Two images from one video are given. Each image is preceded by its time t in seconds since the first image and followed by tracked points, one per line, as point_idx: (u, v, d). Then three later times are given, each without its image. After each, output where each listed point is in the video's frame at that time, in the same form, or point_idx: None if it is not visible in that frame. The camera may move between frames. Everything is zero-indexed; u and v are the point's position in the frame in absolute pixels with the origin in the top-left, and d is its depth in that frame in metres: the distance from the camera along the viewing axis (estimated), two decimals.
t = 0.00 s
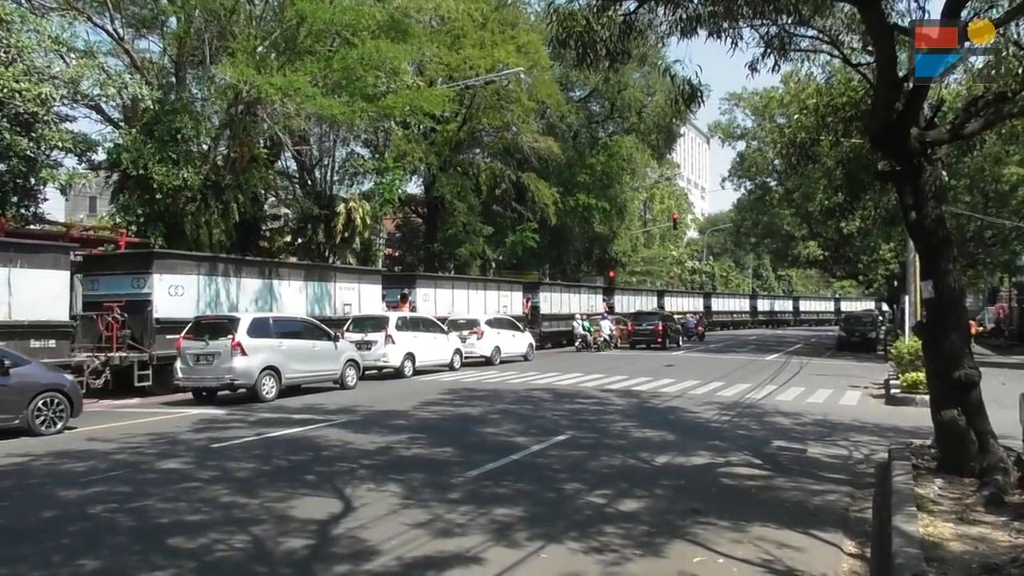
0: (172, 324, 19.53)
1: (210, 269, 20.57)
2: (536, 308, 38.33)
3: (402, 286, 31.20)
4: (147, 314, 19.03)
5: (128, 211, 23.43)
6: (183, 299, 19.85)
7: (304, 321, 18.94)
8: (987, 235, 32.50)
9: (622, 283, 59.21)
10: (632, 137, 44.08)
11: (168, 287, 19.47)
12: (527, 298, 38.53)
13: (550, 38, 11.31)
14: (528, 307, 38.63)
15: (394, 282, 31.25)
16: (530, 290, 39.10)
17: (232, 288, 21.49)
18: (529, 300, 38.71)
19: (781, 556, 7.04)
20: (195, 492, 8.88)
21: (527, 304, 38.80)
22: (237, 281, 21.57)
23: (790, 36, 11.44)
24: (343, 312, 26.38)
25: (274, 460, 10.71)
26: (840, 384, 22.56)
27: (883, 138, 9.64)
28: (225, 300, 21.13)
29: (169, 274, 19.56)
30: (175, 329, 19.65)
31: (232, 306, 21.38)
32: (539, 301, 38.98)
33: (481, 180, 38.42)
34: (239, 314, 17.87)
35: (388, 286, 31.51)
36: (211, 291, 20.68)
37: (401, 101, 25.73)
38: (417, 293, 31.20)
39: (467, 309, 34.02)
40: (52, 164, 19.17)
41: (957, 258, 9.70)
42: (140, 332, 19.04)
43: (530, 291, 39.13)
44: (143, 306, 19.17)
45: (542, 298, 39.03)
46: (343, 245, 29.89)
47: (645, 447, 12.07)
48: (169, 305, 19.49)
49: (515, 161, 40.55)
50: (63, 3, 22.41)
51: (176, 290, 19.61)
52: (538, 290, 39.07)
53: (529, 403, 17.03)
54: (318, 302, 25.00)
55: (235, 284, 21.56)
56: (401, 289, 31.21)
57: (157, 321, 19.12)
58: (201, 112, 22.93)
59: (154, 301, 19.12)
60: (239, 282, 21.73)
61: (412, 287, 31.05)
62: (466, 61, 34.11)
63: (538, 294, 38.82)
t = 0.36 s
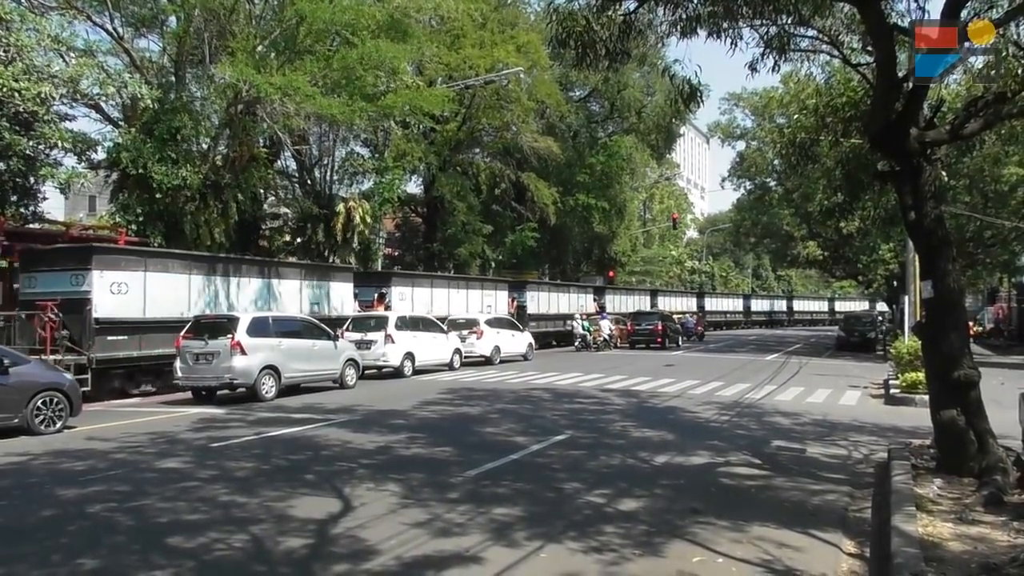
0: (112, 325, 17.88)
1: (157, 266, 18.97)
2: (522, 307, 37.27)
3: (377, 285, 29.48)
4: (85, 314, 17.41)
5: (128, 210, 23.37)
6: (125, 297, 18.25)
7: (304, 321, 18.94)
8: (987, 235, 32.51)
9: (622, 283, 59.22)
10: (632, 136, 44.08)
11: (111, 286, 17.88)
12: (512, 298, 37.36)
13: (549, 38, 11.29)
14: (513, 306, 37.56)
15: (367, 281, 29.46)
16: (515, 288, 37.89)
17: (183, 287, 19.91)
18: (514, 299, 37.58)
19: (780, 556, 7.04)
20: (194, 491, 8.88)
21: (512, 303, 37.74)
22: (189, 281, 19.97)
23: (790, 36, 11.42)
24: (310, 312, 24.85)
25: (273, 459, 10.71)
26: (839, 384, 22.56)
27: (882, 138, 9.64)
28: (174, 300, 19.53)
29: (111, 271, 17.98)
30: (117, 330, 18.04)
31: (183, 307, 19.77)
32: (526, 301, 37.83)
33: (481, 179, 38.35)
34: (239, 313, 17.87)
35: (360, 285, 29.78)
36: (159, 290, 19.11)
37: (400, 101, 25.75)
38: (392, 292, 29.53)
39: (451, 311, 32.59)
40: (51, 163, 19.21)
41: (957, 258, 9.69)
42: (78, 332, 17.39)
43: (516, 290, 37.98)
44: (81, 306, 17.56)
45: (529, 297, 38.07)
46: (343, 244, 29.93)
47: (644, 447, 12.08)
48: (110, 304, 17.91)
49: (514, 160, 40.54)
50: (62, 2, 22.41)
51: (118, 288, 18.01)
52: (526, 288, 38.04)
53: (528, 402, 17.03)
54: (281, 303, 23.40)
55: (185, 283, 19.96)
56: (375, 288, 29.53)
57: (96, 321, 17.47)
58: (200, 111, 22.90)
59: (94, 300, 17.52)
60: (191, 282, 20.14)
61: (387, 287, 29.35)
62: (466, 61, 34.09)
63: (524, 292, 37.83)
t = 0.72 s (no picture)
0: (42, 322, 16.54)
1: (93, 257, 17.62)
2: (505, 303, 36.32)
3: (347, 280, 27.20)
4: (11, 309, 16.10)
5: (125, 205, 23.32)
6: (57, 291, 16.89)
7: (301, 316, 18.93)
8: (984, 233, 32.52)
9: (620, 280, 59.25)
10: (631, 133, 44.05)
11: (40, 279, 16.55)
12: (494, 294, 36.23)
13: (548, 34, 11.27)
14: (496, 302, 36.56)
15: (335, 276, 27.15)
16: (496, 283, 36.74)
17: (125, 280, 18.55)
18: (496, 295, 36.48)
19: (776, 552, 7.05)
20: (191, 486, 8.87)
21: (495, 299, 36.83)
22: (131, 274, 18.61)
23: (789, 33, 11.41)
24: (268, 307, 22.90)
25: (270, 455, 10.71)
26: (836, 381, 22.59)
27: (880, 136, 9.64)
28: (114, 294, 18.14)
29: (41, 263, 16.64)
30: (46, 328, 16.65)
31: (125, 302, 18.40)
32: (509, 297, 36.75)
33: (479, 175, 38.29)
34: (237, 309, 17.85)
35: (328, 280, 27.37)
36: (97, 283, 17.74)
37: (398, 97, 25.75)
38: (363, 287, 27.20)
39: (431, 310, 31.24)
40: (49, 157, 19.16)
41: (955, 256, 9.69)
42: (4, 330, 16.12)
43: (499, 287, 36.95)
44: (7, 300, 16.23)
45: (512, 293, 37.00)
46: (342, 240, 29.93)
47: (641, 443, 12.08)
48: (41, 299, 16.59)
49: (512, 156, 40.50)
50: None
51: (48, 281, 16.67)
52: (509, 285, 37.04)
53: (525, 398, 17.02)
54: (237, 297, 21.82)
55: (127, 276, 18.58)
56: (346, 283, 27.17)
57: (22, 318, 16.17)
58: (198, 106, 22.87)
59: (21, 293, 16.20)
60: (134, 276, 18.80)
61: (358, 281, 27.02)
62: (464, 56, 34.03)
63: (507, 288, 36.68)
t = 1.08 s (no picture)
0: None
1: (19, 250, 16.21)
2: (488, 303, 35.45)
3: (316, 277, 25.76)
4: None
5: (124, 204, 23.31)
6: None
7: (299, 316, 18.93)
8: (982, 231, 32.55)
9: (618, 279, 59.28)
10: (629, 132, 44.05)
11: None
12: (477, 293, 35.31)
13: (547, 32, 11.24)
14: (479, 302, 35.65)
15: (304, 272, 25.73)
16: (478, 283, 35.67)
17: (59, 276, 17.13)
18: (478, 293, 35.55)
19: (774, 551, 7.05)
20: (189, 485, 8.87)
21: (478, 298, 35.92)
22: (66, 269, 17.20)
23: (788, 31, 11.41)
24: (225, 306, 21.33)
25: (269, 453, 10.71)
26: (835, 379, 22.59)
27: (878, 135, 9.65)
28: (44, 291, 16.70)
29: None
30: None
31: (58, 300, 16.95)
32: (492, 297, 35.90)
33: (478, 174, 38.29)
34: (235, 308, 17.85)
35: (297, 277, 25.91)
36: (24, 279, 16.33)
37: (397, 96, 25.77)
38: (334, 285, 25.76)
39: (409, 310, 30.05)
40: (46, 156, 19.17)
41: (953, 254, 9.70)
42: None
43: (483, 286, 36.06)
44: None
45: (495, 291, 36.19)
46: (341, 239, 29.94)
47: (639, 442, 12.08)
48: None
49: (511, 155, 40.47)
50: None
51: None
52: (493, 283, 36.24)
53: (524, 397, 17.03)
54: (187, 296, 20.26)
55: (61, 272, 17.15)
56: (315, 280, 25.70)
57: None
58: (196, 104, 22.87)
59: None
60: (69, 272, 17.35)
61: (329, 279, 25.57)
62: (463, 55, 34.04)
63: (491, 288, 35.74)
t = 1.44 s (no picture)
0: None
1: None
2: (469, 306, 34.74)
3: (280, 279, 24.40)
4: None
5: (123, 208, 23.39)
6: None
7: (298, 320, 18.92)
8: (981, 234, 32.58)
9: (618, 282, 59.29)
10: (628, 135, 44.09)
11: None
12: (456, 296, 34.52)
13: (545, 37, 11.28)
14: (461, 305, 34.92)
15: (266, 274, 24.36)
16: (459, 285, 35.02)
17: None
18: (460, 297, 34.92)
19: (774, 554, 7.05)
20: (188, 490, 8.87)
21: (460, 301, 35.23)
22: None
23: (785, 35, 11.45)
24: (174, 312, 19.77)
25: (268, 458, 10.71)
26: (834, 383, 22.60)
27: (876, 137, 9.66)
28: None
29: None
30: None
31: None
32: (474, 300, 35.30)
33: (477, 178, 38.31)
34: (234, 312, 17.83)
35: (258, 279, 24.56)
36: None
37: (396, 99, 25.83)
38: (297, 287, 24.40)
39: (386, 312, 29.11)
40: (45, 160, 19.16)
41: (951, 257, 9.72)
42: None
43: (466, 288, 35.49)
44: None
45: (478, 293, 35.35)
46: (340, 242, 29.96)
47: (639, 446, 12.08)
48: None
49: (510, 158, 40.48)
50: None
51: None
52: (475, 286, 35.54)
53: (523, 401, 17.02)
54: (129, 300, 18.69)
55: None
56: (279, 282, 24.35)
57: None
58: (195, 108, 22.84)
59: None
60: None
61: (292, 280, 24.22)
62: (462, 59, 34.07)
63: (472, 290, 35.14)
